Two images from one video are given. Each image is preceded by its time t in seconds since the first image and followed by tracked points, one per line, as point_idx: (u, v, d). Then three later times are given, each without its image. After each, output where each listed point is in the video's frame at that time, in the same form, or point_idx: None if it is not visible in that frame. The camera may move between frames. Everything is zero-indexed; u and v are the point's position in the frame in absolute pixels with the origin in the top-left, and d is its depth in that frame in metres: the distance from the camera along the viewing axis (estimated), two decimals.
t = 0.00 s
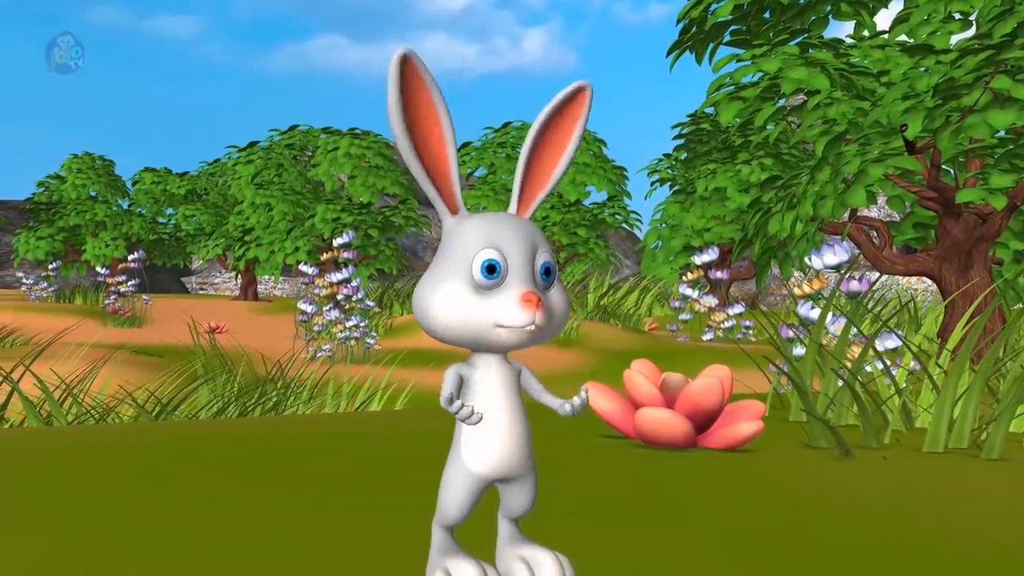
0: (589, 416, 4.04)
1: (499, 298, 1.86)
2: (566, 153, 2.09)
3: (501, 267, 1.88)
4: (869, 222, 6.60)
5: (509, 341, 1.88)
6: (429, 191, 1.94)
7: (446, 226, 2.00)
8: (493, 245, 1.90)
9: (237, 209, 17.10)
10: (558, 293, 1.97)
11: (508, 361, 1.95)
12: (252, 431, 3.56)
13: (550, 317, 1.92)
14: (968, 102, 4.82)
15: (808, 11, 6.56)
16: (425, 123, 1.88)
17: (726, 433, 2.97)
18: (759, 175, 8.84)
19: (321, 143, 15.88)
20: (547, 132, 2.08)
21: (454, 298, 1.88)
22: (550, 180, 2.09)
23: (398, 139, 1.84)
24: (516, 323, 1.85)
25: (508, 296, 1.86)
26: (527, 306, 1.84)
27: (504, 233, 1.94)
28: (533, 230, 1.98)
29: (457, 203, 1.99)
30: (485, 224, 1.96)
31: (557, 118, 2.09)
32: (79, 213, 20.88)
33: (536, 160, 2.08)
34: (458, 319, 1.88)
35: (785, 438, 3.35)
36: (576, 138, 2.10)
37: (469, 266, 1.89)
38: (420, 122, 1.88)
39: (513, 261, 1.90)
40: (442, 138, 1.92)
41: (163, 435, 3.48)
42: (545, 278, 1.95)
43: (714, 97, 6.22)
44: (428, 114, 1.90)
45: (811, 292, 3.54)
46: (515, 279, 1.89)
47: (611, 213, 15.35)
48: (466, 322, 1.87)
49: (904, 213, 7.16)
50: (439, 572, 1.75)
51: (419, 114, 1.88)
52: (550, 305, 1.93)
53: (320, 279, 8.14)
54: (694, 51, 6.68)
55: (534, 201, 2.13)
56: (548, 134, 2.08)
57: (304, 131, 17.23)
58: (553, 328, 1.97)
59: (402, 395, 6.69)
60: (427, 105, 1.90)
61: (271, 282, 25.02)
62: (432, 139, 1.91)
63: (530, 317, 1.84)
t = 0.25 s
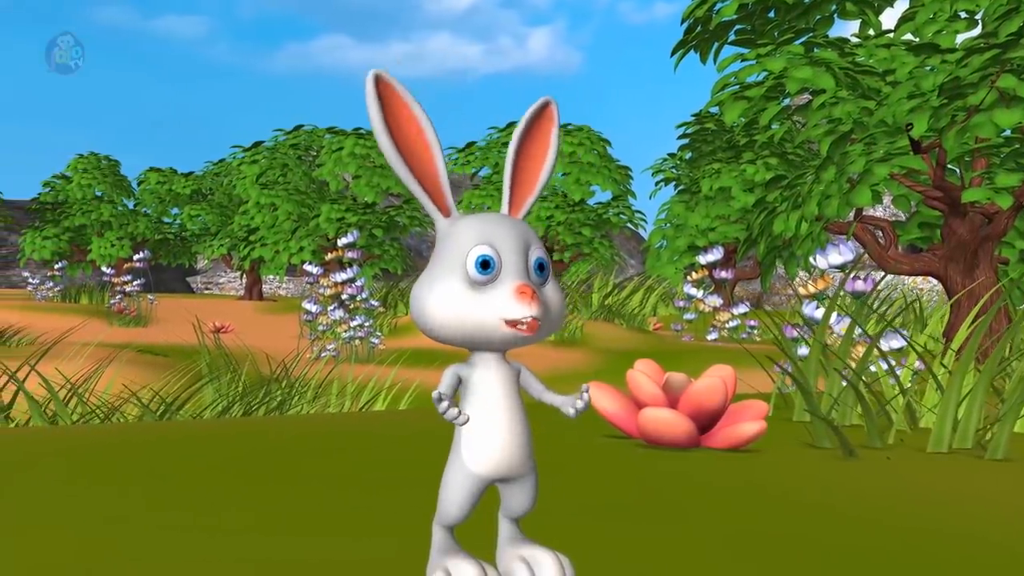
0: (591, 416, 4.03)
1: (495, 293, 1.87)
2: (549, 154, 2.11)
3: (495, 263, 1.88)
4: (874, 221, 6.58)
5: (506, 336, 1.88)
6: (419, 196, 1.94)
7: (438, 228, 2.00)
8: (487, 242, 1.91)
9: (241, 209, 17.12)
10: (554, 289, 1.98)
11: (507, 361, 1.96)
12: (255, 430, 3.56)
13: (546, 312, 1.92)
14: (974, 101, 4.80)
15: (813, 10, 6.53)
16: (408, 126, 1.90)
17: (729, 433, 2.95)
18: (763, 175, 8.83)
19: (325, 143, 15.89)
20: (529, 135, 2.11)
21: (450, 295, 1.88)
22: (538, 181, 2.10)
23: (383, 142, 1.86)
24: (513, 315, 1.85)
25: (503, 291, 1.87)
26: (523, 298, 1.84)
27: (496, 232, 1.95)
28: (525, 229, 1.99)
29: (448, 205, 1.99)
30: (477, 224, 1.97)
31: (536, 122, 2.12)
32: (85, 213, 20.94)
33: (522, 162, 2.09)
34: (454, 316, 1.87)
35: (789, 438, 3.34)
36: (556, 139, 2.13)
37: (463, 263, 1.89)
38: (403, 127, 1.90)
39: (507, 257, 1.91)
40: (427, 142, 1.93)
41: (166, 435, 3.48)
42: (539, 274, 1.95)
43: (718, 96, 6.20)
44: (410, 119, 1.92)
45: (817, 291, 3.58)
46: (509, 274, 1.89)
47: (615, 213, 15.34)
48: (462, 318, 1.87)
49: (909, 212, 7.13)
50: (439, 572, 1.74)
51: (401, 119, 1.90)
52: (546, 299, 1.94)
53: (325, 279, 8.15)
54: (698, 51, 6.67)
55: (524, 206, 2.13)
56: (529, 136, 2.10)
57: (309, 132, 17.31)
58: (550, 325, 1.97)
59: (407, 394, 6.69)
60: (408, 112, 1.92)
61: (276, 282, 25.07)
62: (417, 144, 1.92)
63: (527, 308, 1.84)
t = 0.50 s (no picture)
0: (595, 415, 4.03)
1: (495, 296, 1.87)
2: (557, 150, 2.10)
3: (496, 266, 1.88)
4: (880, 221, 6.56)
5: (505, 339, 1.88)
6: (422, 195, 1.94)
7: (441, 227, 2.00)
8: (488, 245, 1.90)
9: (247, 208, 17.15)
10: (555, 291, 1.98)
11: (509, 361, 1.96)
12: (260, 430, 3.57)
13: (547, 315, 1.92)
14: (981, 100, 4.78)
15: (818, 9, 6.52)
16: (413, 125, 1.90)
17: (733, 433, 2.95)
18: (769, 174, 8.82)
19: (331, 142, 15.92)
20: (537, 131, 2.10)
21: (451, 297, 1.88)
22: (544, 179, 2.10)
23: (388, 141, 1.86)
24: (512, 320, 1.85)
25: (503, 295, 1.86)
26: (523, 303, 1.84)
27: (497, 234, 1.94)
28: (528, 230, 1.98)
29: (451, 204, 1.99)
30: (479, 224, 1.96)
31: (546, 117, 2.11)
32: (92, 213, 21.01)
33: (528, 158, 2.08)
34: (454, 319, 1.88)
35: (793, 438, 3.34)
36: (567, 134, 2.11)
37: (464, 265, 1.89)
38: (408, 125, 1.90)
39: (508, 259, 1.90)
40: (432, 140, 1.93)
41: (171, 434, 3.49)
42: (541, 277, 1.95)
43: (724, 96, 6.19)
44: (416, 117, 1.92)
45: (822, 292, 3.60)
46: (510, 277, 1.89)
47: (621, 213, 15.33)
48: (462, 321, 1.87)
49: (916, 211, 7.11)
50: (439, 572, 1.75)
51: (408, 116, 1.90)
52: (546, 303, 1.94)
53: (330, 279, 8.16)
54: (704, 50, 6.66)
55: (528, 203, 2.13)
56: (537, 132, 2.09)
57: (315, 132, 17.34)
58: (550, 327, 1.97)
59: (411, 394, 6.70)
60: (415, 108, 1.92)
61: (282, 281, 25.13)
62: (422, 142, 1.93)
63: (527, 314, 1.84)
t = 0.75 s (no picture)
0: (599, 415, 4.03)
1: (496, 307, 1.86)
2: (572, 152, 2.09)
3: (498, 277, 1.87)
4: (885, 220, 6.54)
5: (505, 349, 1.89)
6: (430, 193, 1.95)
7: (446, 227, 2.00)
8: (490, 254, 1.89)
9: (252, 208, 17.17)
10: (558, 297, 1.97)
11: (512, 362, 1.95)
12: (264, 430, 3.57)
13: (547, 326, 1.92)
14: (987, 99, 4.76)
15: (824, 8, 6.50)
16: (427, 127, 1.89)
17: (736, 433, 2.95)
18: (774, 174, 8.81)
19: (335, 142, 15.94)
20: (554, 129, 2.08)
21: (452, 305, 1.88)
22: (555, 178, 2.10)
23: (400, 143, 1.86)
24: (512, 335, 1.85)
25: (504, 308, 1.86)
26: (523, 319, 1.84)
27: (502, 241, 1.92)
28: (533, 235, 1.97)
29: (458, 204, 2.00)
30: (483, 229, 1.95)
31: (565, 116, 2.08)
32: (97, 213, 21.07)
33: (541, 156, 2.08)
34: (454, 327, 1.89)
35: (797, 439, 3.33)
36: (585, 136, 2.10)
37: (466, 273, 1.88)
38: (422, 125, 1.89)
39: (511, 269, 1.89)
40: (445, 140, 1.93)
41: (176, 433, 3.49)
42: (544, 285, 1.94)
43: (729, 95, 6.18)
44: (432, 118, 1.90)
45: (827, 291, 3.61)
46: (512, 289, 1.88)
47: (625, 212, 15.32)
48: (462, 330, 1.88)
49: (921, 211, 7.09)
50: (440, 572, 1.75)
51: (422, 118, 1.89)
52: (548, 311, 1.93)
53: (335, 278, 8.17)
54: (708, 50, 6.65)
55: (538, 198, 2.14)
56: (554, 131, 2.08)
57: (320, 131, 17.16)
58: (551, 334, 1.97)
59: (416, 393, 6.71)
60: (433, 106, 1.91)
61: (287, 281, 25.18)
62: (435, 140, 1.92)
63: (526, 329, 1.84)
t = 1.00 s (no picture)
0: (603, 415, 4.02)
1: (494, 314, 1.86)
2: (580, 156, 2.08)
3: (496, 285, 1.87)
4: (892, 219, 6.52)
5: (503, 355, 1.89)
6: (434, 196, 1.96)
7: (448, 229, 2.00)
8: (490, 260, 1.89)
9: (258, 208, 17.19)
10: (558, 302, 1.97)
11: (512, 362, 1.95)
12: (269, 429, 3.57)
13: (546, 332, 1.92)
14: (994, 98, 4.74)
15: (830, 7, 6.47)
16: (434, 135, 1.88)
17: (740, 433, 2.94)
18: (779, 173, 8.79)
19: (341, 142, 15.96)
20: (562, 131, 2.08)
21: (450, 310, 1.89)
22: (561, 180, 2.10)
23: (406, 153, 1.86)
24: (509, 343, 1.85)
25: (502, 315, 1.86)
26: (521, 328, 1.84)
27: (502, 246, 1.92)
28: (534, 239, 1.96)
29: (461, 206, 2.00)
30: (484, 233, 1.94)
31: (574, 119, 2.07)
32: (104, 213, 21.13)
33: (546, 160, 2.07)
34: (453, 332, 1.89)
35: (801, 439, 3.32)
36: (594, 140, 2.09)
37: (465, 279, 1.88)
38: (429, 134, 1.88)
39: (511, 276, 1.89)
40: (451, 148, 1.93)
41: (181, 433, 3.49)
42: (544, 290, 1.94)
43: (734, 95, 6.16)
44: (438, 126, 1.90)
45: (832, 291, 3.62)
46: (511, 296, 1.88)
47: (631, 212, 15.30)
48: (460, 336, 1.89)
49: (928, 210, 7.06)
50: (440, 572, 1.74)
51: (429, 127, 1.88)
52: (548, 317, 1.93)
53: (340, 278, 8.18)
54: (714, 49, 6.63)
55: (543, 198, 2.15)
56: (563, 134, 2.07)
57: (325, 131, 17.43)
58: (551, 338, 1.98)
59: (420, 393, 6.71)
60: (441, 114, 1.89)
61: (292, 281, 25.22)
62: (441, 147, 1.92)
63: (523, 338, 1.85)
